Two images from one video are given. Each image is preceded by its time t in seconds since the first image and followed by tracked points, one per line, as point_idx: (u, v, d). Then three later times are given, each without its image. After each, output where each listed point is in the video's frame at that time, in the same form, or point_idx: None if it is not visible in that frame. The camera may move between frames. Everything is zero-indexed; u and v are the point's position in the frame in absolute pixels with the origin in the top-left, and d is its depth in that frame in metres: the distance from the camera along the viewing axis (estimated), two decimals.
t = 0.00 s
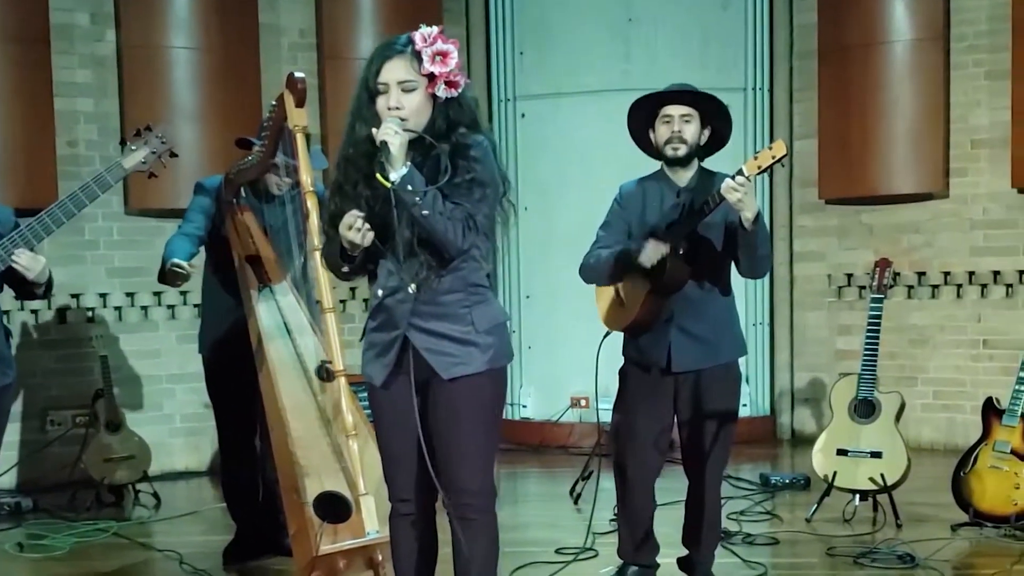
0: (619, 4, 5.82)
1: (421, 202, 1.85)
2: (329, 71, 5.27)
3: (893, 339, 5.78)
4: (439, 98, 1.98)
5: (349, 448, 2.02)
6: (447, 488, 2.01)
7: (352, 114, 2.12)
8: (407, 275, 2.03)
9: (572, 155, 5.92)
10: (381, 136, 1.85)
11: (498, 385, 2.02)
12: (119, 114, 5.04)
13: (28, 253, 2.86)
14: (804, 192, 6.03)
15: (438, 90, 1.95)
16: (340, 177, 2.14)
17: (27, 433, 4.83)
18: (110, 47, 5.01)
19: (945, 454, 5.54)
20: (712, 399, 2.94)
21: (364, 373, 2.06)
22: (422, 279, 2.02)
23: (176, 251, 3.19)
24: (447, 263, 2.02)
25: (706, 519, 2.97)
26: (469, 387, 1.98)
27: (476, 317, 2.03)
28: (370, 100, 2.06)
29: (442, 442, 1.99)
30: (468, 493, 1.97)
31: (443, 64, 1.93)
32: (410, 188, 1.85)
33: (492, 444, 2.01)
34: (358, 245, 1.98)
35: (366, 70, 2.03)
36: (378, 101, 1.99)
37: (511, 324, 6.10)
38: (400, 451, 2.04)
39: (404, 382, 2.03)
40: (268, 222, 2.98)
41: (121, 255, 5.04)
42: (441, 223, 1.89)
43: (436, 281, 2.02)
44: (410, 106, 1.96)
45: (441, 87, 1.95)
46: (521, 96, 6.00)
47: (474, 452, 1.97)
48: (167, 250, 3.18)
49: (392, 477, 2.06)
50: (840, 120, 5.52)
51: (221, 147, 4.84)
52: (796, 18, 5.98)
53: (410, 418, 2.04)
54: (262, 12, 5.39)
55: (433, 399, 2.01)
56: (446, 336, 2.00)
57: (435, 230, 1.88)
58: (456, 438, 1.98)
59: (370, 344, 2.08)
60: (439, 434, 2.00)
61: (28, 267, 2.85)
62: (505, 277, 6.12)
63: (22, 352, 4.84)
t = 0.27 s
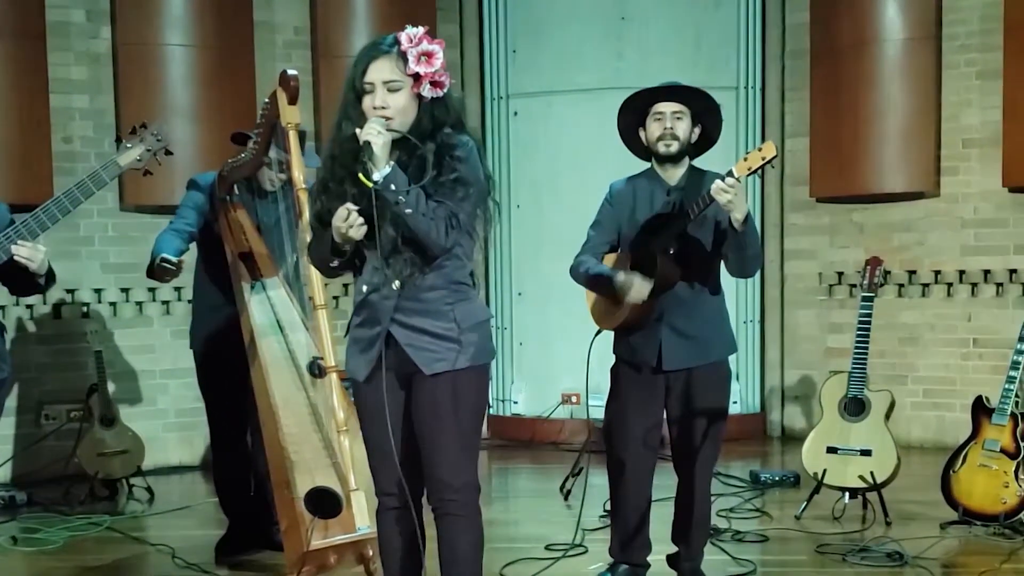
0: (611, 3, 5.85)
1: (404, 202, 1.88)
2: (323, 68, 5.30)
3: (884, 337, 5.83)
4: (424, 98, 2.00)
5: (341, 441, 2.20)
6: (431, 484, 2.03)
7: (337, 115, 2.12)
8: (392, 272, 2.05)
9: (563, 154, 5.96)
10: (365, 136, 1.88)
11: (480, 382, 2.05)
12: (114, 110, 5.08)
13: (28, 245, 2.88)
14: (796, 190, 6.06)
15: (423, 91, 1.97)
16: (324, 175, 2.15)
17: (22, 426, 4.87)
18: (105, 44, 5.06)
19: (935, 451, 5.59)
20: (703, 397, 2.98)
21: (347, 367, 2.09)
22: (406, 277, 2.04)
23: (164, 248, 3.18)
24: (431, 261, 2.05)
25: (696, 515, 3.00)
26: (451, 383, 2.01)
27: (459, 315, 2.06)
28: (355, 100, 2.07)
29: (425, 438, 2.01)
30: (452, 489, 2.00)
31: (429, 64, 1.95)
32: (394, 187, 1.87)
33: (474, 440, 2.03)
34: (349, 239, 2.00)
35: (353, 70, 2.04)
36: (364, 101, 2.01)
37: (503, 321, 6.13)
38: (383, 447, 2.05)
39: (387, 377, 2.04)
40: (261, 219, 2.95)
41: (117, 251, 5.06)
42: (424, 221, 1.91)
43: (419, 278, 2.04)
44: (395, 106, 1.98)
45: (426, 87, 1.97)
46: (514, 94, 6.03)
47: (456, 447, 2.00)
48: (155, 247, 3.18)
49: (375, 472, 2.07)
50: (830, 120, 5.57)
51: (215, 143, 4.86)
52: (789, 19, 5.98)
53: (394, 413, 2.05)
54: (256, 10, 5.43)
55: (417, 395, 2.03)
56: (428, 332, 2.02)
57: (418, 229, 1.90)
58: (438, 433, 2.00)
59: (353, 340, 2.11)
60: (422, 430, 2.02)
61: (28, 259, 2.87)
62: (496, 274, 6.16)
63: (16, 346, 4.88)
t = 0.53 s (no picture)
0: (605, 2, 5.87)
1: (392, 200, 1.91)
2: (318, 66, 5.32)
3: (875, 336, 5.87)
4: (412, 97, 2.01)
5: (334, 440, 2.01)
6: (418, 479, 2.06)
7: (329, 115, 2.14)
8: (379, 269, 2.07)
9: (556, 152, 5.98)
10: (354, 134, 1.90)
11: (465, 378, 2.08)
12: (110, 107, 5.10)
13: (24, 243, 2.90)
14: (788, 188, 6.10)
15: (411, 91, 1.99)
16: (313, 173, 2.17)
17: (18, 420, 4.88)
18: (102, 41, 5.07)
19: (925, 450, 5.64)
20: (695, 396, 3.01)
21: (334, 363, 2.12)
22: (392, 274, 2.06)
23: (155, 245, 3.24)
24: (418, 259, 2.07)
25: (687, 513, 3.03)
26: (436, 379, 2.04)
27: (444, 312, 2.08)
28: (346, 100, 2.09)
29: (410, 433, 2.05)
30: (438, 483, 2.03)
31: (417, 64, 1.97)
32: (381, 185, 1.89)
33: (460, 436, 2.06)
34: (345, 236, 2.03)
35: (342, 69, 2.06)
36: (353, 100, 2.03)
37: (496, 318, 6.16)
38: (368, 441, 2.10)
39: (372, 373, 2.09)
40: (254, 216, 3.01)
41: (113, 246, 5.08)
42: (411, 220, 1.94)
43: (406, 275, 2.07)
44: (384, 105, 1.99)
45: (414, 87, 1.98)
46: (508, 92, 6.05)
47: (441, 443, 2.03)
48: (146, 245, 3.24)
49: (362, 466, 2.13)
50: (823, 121, 5.60)
51: (211, 139, 4.87)
52: (780, 19, 6.06)
53: (378, 407, 2.10)
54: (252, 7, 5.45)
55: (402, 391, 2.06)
56: (413, 329, 2.05)
57: (405, 227, 1.93)
58: (423, 430, 2.03)
59: (340, 337, 2.13)
60: (408, 425, 2.05)
61: (24, 257, 2.90)
62: (490, 271, 6.19)
63: (12, 340, 4.89)
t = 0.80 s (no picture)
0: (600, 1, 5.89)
1: (382, 194, 1.91)
2: (314, 62, 5.33)
3: (867, 335, 5.91)
4: (403, 94, 2.03)
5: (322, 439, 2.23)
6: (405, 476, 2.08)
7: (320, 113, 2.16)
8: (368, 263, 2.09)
9: (550, 150, 6.00)
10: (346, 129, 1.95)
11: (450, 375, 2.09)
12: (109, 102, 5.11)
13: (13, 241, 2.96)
14: (781, 187, 6.14)
15: (402, 88, 2.01)
16: (303, 170, 2.19)
17: (14, 412, 4.89)
18: (100, 36, 5.08)
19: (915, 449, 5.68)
20: (685, 394, 3.04)
21: (321, 358, 2.14)
22: (381, 269, 2.08)
23: (147, 245, 3.30)
24: (406, 254, 2.09)
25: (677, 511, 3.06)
26: (422, 374, 2.05)
27: (431, 309, 2.09)
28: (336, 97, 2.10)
29: (397, 429, 2.06)
30: (425, 479, 2.05)
31: (408, 62, 1.99)
32: (372, 180, 1.91)
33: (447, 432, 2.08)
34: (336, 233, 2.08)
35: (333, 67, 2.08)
36: (345, 97, 2.05)
37: (489, 314, 6.19)
38: (355, 436, 2.11)
39: (359, 368, 2.09)
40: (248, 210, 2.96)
41: (110, 240, 5.10)
42: (400, 215, 1.94)
43: (394, 270, 2.08)
44: (377, 102, 2.01)
45: (405, 84, 2.00)
46: (503, 89, 6.08)
47: (427, 439, 2.05)
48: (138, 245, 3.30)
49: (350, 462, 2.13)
50: (816, 120, 5.64)
51: (208, 135, 4.88)
52: (775, 18, 6.08)
53: (366, 403, 2.11)
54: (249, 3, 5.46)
55: (389, 386, 2.07)
56: (400, 324, 2.06)
57: (394, 222, 1.94)
58: (410, 426, 2.05)
59: (327, 332, 2.15)
60: (395, 421, 2.07)
61: (13, 254, 2.96)
62: (483, 267, 6.21)
63: (8, 332, 4.90)
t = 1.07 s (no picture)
0: None
1: (374, 185, 1.95)
2: (309, 56, 5.34)
3: (858, 333, 5.95)
4: (395, 90, 2.06)
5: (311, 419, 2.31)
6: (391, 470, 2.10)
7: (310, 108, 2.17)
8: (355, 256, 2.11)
9: (543, 146, 6.03)
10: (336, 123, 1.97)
11: (436, 370, 2.12)
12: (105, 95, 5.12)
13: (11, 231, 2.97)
14: (773, 185, 6.17)
15: (393, 84, 2.03)
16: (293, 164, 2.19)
17: (9, 403, 4.90)
18: (98, 30, 5.08)
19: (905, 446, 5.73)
20: (674, 390, 3.07)
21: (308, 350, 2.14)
22: (369, 262, 2.10)
23: (143, 246, 3.34)
24: (396, 247, 2.11)
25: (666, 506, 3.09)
26: (409, 369, 2.07)
27: (418, 304, 2.12)
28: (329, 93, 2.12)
29: (384, 423, 2.09)
30: (412, 474, 2.07)
31: (399, 58, 2.00)
32: (362, 171, 1.94)
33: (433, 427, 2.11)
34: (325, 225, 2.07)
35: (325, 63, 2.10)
36: (337, 93, 2.08)
37: (481, 309, 6.22)
38: (343, 430, 2.13)
39: (346, 360, 2.11)
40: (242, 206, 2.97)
41: (105, 233, 5.12)
42: (393, 207, 1.98)
43: (384, 263, 2.11)
44: (368, 97, 2.03)
45: (397, 80, 2.03)
46: (497, 85, 6.10)
47: (414, 434, 2.07)
48: (134, 247, 3.33)
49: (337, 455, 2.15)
50: (809, 120, 5.67)
51: (203, 128, 4.90)
52: (769, 16, 6.09)
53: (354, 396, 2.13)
54: None
55: (376, 379, 2.10)
56: (388, 317, 2.09)
57: (386, 213, 1.97)
58: (397, 420, 2.07)
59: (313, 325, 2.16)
60: (382, 416, 2.09)
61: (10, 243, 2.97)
62: (476, 262, 6.23)
63: (4, 323, 4.91)
